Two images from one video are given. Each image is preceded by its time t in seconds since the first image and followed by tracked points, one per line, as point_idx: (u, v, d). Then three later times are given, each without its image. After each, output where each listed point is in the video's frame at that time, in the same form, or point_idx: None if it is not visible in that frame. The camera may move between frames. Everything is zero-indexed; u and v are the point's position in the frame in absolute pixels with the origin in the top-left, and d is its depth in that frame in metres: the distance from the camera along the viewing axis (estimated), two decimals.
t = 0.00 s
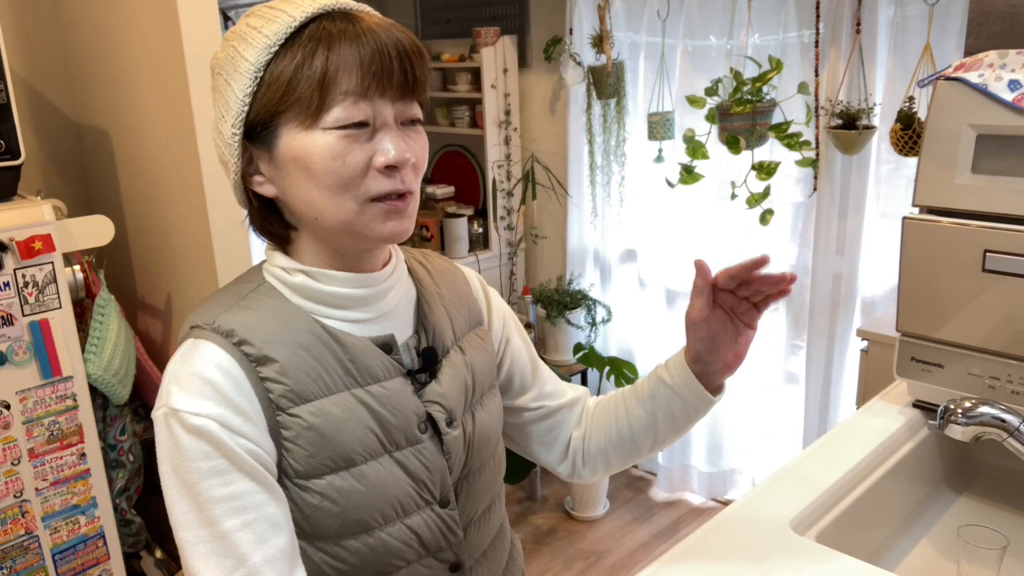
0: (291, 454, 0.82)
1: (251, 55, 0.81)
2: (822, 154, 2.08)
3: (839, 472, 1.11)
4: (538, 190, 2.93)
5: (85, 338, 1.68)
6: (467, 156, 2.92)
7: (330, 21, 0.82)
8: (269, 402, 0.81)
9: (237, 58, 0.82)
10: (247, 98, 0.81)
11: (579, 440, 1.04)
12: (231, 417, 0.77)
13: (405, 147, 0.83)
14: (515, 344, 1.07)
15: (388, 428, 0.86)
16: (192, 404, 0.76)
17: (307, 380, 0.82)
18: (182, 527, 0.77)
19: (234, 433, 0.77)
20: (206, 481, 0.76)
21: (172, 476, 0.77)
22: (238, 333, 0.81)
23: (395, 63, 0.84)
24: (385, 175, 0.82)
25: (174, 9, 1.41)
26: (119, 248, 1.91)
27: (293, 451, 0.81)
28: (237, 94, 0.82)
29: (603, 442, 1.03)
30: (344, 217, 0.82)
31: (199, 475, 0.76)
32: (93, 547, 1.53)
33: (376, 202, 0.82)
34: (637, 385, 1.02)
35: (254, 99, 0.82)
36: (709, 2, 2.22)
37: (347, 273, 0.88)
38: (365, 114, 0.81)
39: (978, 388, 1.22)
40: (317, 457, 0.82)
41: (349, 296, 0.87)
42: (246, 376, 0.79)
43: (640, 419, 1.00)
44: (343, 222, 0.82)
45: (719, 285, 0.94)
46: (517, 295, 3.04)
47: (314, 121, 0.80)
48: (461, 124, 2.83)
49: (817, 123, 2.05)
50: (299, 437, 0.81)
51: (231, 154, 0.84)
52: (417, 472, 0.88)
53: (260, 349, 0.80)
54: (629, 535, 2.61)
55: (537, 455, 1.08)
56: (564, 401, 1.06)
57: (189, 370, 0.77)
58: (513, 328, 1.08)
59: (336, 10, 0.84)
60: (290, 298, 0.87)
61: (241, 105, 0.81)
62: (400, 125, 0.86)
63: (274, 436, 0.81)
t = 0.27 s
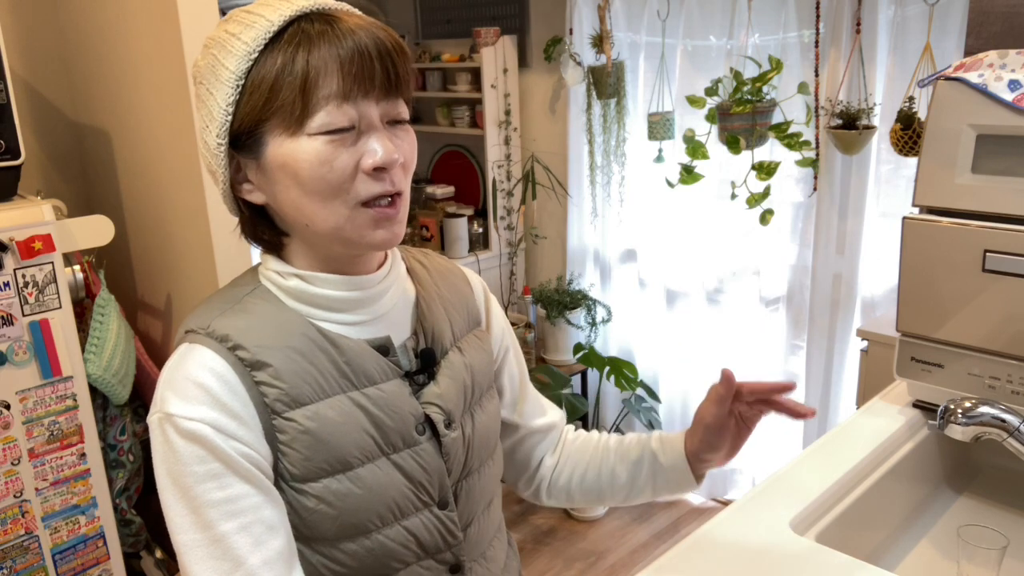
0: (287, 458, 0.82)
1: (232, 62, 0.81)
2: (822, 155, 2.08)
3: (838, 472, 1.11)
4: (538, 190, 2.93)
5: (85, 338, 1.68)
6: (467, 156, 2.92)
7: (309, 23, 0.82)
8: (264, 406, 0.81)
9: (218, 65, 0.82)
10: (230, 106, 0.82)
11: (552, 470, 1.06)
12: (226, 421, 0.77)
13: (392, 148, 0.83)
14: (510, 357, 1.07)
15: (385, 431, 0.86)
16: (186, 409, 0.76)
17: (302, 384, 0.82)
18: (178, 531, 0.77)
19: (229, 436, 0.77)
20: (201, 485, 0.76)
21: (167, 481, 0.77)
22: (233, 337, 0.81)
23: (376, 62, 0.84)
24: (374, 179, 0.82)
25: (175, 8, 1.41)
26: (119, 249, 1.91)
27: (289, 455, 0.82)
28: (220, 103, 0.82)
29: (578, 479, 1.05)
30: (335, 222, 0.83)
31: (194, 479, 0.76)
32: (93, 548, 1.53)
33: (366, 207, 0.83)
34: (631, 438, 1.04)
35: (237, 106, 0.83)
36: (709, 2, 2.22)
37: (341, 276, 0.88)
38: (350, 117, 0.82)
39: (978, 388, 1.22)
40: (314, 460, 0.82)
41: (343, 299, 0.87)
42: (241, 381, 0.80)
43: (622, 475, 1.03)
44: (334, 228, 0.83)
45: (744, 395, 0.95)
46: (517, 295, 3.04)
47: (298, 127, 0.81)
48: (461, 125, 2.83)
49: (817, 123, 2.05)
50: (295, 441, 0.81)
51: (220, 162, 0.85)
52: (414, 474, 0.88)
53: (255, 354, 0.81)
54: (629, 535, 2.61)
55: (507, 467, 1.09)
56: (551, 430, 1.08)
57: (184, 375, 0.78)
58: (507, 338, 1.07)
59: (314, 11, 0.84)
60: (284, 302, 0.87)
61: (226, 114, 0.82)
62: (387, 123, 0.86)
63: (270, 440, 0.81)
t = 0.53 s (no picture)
0: (281, 459, 0.82)
1: (220, 59, 0.82)
2: (821, 154, 2.08)
3: (838, 473, 1.10)
4: (538, 190, 2.93)
5: (85, 338, 1.68)
6: (467, 156, 2.93)
7: (296, 20, 0.83)
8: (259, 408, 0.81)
9: (209, 62, 0.83)
10: (217, 101, 0.83)
11: (571, 444, 1.04)
12: (220, 422, 0.77)
13: (375, 144, 0.83)
14: (515, 345, 1.07)
15: (379, 432, 0.86)
16: (180, 411, 0.76)
17: (296, 385, 0.82)
18: (174, 533, 0.77)
19: (224, 438, 0.77)
20: (197, 486, 0.76)
21: (163, 482, 0.77)
22: (227, 338, 0.81)
23: (359, 59, 0.83)
24: (355, 173, 0.82)
25: (174, 8, 1.41)
26: (119, 249, 1.91)
27: (283, 457, 0.81)
28: (207, 99, 0.83)
29: (601, 446, 1.02)
30: (316, 217, 0.82)
31: (190, 481, 0.76)
32: (93, 547, 1.53)
33: (347, 202, 0.82)
34: (636, 391, 1.01)
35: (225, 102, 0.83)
36: (710, 2, 2.23)
37: (335, 275, 0.88)
38: (330, 111, 0.81)
39: (978, 388, 1.22)
40: (307, 462, 0.82)
41: (336, 299, 0.87)
42: (235, 382, 0.80)
43: (638, 428, 0.99)
44: (316, 224, 0.83)
45: (719, 302, 0.90)
46: (517, 295, 3.04)
47: (279, 121, 0.81)
48: (461, 124, 2.84)
49: (817, 123, 2.05)
50: (289, 442, 0.81)
51: (207, 158, 0.85)
52: (410, 475, 0.88)
53: (249, 355, 0.81)
54: (629, 535, 2.61)
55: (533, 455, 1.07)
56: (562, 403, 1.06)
57: (178, 378, 0.78)
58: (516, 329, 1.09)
59: (305, 8, 0.84)
60: (278, 302, 0.87)
61: (212, 109, 0.83)
62: (372, 120, 0.86)
63: (264, 441, 0.81)
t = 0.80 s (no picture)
0: (276, 461, 0.82)
1: (201, 68, 0.84)
2: (822, 154, 2.08)
3: (838, 473, 1.10)
4: (538, 190, 2.93)
5: (85, 338, 1.68)
6: (467, 156, 2.93)
7: (269, 23, 0.84)
8: (254, 409, 0.82)
9: (194, 73, 0.86)
10: (202, 109, 0.85)
11: (581, 441, 1.04)
12: (215, 423, 0.78)
13: (358, 141, 0.83)
14: (523, 346, 1.07)
15: (374, 436, 0.86)
16: (175, 412, 0.77)
17: (291, 388, 0.82)
18: (171, 532, 0.78)
19: (219, 439, 0.78)
20: (192, 486, 0.77)
21: (160, 482, 0.78)
22: (223, 340, 0.81)
23: (331, 58, 0.83)
24: (338, 172, 0.82)
25: (174, 8, 1.41)
26: (119, 249, 1.91)
27: (278, 459, 0.82)
28: (194, 107, 0.85)
29: (611, 441, 1.02)
30: (304, 218, 0.83)
31: (186, 480, 0.77)
32: (93, 548, 1.53)
33: (334, 202, 0.82)
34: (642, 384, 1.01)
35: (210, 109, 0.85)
36: (710, 2, 2.22)
37: (332, 278, 0.88)
38: (308, 111, 0.82)
39: (978, 388, 1.22)
40: (300, 466, 0.82)
41: (332, 302, 0.87)
42: (231, 384, 0.80)
43: (643, 423, 0.99)
44: (305, 224, 0.83)
45: (707, 295, 0.90)
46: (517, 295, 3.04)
47: (258, 125, 0.82)
48: (461, 124, 2.84)
49: (817, 123, 2.05)
50: (283, 445, 0.82)
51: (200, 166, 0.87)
52: (406, 480, 0.87)
53: (244, 357, 0.81)
54: (629, 535, 2.61)
55: (545, 452, 1.08)
56: (574, 400, 1.06)
57: (174, 379, 0.79)
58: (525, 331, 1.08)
59: (280, 9, 0.85)
60: (278, 305, 0.88)
61: (198, 117, 0.85)
62: (353, 116, 0.86)
63: (260, 442, 0.82)
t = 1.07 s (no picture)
0: (277, 462, 0.82)
1: (198, 71, 0.84)
2: (822, 154, 2.08)
3: (838, 473, 1.10)
4: (538, 190, 2.93)
5: (85, 338, 1.68)
6: (467, 156, 2.93)
7: (266, 25, 0.84)
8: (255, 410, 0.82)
9: (192, 75, 0.86)
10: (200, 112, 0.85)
11: (596, 422, 1.03)
12: (216, 423, 0.78)
13: (356, 143, 0.83)
14: (524, 336, 1.06)
15: (376, 436, 0.86)
16: (176, 412, 0.77)
17: (292, 388, 0.82)
18: (172, 533, 0.78)
19: (220, 439, 0.78)
20: (193, 486, 0.77)
21: (161, 482, 0.78)
22: (224, 340, 0.82)
23: (328, 58, 0.83)
24: (334, 174, 0.82)
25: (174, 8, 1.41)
26: (120, 249, 1.91)
27: (279, 459, 0.82)
28: (192, 110, 0.86)
29: (623, 425, 1.01)
30: (302, 220, 0.83)
31: (187, 480, 0.77)
32: (93, 547, 1.53)
33: (332, 205, 0.82)
34: (649, 362, 1.00)
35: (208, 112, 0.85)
36: (710, 2, 2.23)
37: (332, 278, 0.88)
38: (305, 113, 0.82)
39: (978, 388, 1.22)
40: (302, 466, 0.82)
41: (332, 302, 0.87)
42: (232, 384, 0.80)
43: (651, 399, 0.99)
44: (303, 227, 0.83)
45: (691, 258, 0.92)
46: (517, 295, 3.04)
47: (255, 128, 0.82)
48: (461, 124, 2.84)
49: (817, 123, 2.05)
50: (285, 445, 0.82)
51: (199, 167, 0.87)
52: (407, 479, 0.87)
53: (245, 357, 0.81)
54: (629, 535, 2.61)
55: (558, 437, 1.08)
56: (582, 383, 1.05)
57: (175, 378, 0.79)
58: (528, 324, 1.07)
59: (279, 11, 0.85)
60: (278, 305, 0.88)
61: (196, 119, 0.85)
62: (350, 116, 0.86)
63: (262, 443, 0.82)
